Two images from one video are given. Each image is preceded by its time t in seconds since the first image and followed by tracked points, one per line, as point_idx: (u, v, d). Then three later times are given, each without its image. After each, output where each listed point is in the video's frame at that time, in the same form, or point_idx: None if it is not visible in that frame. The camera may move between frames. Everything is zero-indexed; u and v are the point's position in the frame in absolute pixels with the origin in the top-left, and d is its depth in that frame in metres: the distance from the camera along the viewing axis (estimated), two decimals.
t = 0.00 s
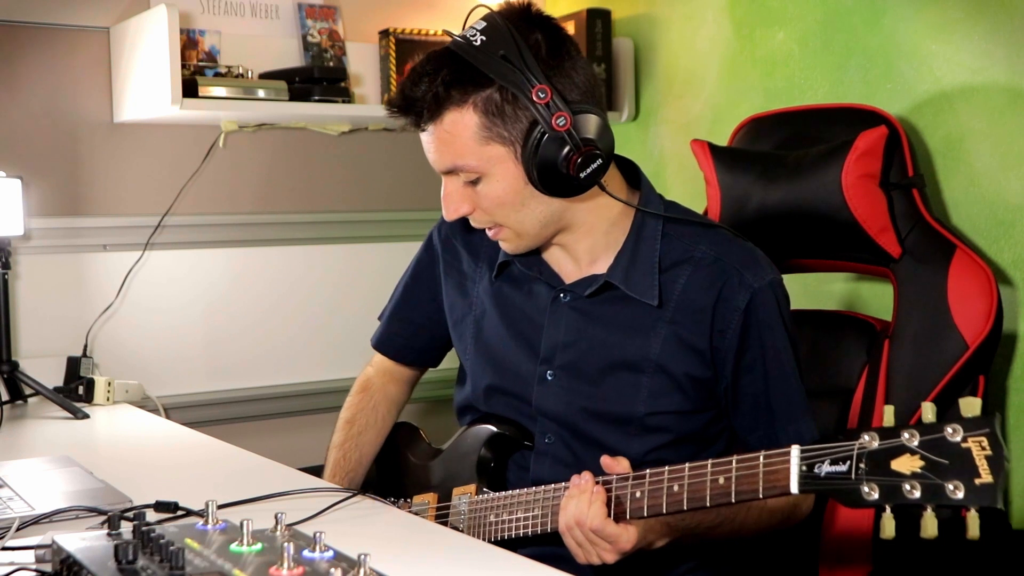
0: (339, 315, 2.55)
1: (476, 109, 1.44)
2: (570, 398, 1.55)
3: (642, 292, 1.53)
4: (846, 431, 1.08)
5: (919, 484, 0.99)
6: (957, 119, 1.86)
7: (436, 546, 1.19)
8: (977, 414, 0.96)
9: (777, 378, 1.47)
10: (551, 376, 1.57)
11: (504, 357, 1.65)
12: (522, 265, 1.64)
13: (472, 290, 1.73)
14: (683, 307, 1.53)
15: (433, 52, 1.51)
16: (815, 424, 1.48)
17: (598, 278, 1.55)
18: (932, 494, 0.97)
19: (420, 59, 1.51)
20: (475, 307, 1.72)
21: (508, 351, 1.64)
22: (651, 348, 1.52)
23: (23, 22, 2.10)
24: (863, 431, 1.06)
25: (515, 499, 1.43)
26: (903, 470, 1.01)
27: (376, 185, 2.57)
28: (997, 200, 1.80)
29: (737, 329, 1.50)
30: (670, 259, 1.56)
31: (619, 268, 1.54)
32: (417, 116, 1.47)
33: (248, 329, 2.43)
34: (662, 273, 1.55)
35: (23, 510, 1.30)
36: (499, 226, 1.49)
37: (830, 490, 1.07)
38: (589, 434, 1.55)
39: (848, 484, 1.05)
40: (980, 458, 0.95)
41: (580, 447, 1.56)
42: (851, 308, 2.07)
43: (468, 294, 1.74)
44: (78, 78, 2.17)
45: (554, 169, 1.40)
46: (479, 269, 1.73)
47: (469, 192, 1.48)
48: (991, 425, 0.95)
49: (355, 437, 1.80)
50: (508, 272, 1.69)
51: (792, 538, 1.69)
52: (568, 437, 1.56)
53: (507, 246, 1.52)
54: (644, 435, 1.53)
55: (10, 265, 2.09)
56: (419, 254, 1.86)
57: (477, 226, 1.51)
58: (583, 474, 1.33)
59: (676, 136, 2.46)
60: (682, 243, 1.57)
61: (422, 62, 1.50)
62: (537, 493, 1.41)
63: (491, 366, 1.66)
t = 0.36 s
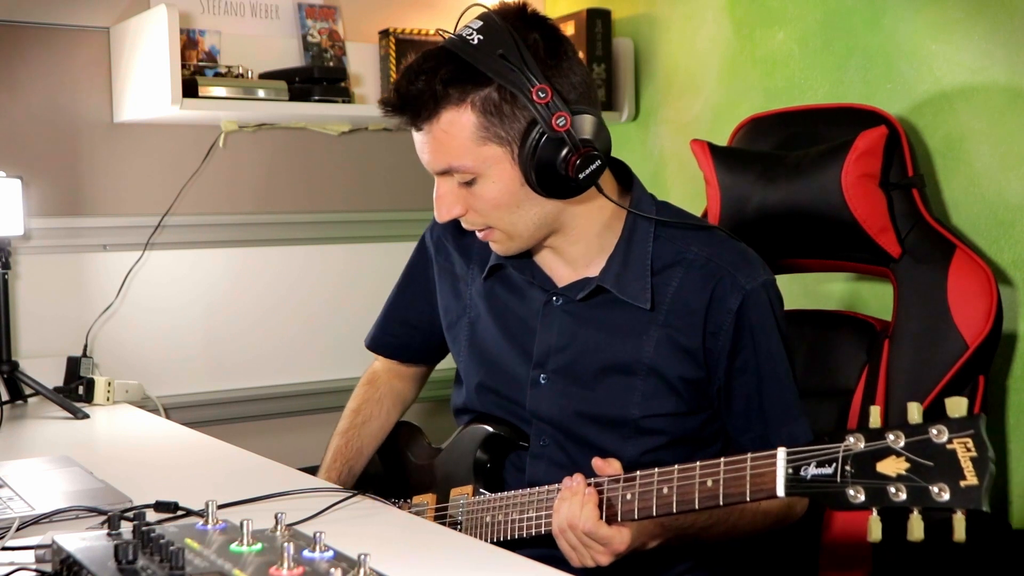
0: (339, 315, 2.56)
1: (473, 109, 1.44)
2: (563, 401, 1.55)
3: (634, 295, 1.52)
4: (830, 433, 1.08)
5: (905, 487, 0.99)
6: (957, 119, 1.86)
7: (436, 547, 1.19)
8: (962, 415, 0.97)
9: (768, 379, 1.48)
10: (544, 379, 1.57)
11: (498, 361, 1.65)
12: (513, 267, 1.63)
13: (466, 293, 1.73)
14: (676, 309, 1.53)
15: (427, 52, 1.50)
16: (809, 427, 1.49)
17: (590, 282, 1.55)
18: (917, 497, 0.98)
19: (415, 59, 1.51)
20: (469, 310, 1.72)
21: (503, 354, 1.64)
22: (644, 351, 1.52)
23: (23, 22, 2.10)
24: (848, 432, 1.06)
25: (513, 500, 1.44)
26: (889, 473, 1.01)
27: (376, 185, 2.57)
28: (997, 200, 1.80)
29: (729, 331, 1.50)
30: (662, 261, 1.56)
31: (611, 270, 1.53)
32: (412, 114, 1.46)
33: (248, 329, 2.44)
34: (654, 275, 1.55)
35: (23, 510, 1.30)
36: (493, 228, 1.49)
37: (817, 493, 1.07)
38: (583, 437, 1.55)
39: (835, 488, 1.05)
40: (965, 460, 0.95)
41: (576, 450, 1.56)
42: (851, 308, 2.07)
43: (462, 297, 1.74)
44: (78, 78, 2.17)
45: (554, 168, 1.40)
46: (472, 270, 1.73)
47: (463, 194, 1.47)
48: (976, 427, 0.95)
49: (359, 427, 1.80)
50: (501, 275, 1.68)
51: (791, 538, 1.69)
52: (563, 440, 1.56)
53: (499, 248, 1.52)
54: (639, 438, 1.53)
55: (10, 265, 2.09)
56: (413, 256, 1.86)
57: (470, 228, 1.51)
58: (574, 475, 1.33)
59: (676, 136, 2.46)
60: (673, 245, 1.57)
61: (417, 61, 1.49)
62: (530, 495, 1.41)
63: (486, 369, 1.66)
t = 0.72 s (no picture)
0: (340, 315, 2.56)
1: (520, 70, 1.43)
2: (559, 406, 1.55)
3: (626, 296, 1.52)
4: (821, 431, 1.08)
5: (896, 484, 0.99)
6: (957, 119, 1.86)
7: (435, 547, 1.19)
8: (954, 411, 0.98)
9: (762, 378, 1.48)
10: (539, 385, 1.56)
11: (491, 366, 1.64)
12: (508, 271, 1.62)
13: (458, 298, 1.73)
14: (670, 309, 1.53)
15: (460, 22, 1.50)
16: (809, 424, 1.49)
17: (583, 284, 1.55)
18: (908, 494, 0.98)
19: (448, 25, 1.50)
20: (461, 316, 1.71)
21: (496, 360, 1.64)
22: (639, 352, 1.52)
23: (24, 22, 2.10)
24: (838, 430, 1.06)
25: (508, 500, 1.44)
26: (880, 470, 1.01)
27: (377, 184, 2.57)
28: (997, 200, 1.80)
29: (722, 330, 1.50)
30: (653, 262, 1.56)
31: (604, 271, 1.53)
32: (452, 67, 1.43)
33: (248, 330, 2.43)
34: (647, 276, 1.55)
35: (23, 510, 1.30)
36: (503, 207, 1.45)
37: (808, 492, 1.08)
38: (580, 440, 1.54)
39: (825, 485, 1.06)
40: (955, 456, 0.97)
41: (573, 452, 1.55)
42: (852, 308, 2.07)
43: (454, 303, 1.73)
44: (77, 78, 2.17)
45: (590, 145, 1.43)
46: (463, 275, 1.73)
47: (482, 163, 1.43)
48: (966, 423, 0.96)
49: (360, 434, 1.81)
50: (493, 280, 1.67)
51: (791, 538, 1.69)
52: (561, 443, 1.56)
53: (494, 235, 1.47)
54: (637, 439, 1.53)
55: (10, 265, 2.09)
56: (404, 261, 1.85)
57: (470, 202, 1.45)
58: (568, 475, 1.32)
59: (676, 136, 2.46)
60: (665, 244, 1.57)
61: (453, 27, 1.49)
62: (527, 494, 1.41)
63: (479, 375, 1.65)
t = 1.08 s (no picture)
0: (340, 314, 2.56)
1: (587, 40, 1.47)
2: (555, 406, 1.55)
3: (620, 294, 1.52)
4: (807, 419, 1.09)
5: (882, 470, 1.01)
6: (957, 119, 1.86)
7: (435, 548, 1.19)
8: (937, 394, 0.98)
9: (756, 374, 1.48)
10: (534, 386, 1.56)
11: (487, 367, 1.64)
12: (504, 270, 1.61)
13: (451, 299, 1.72)
14: (663, 308, 1.53)
15: None
16: (799, 416, 1.50)
17: (576, 283, 1.54)
18: (895, 481, 1.00)
19: None
20: (456, 318, 1.71)
21: (491, 361, 1.63)
22: (633, 352, 1.52)
23: (23, 22, 2.10)
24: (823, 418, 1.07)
25: (503, 496, 1.44)
26: (866, 457, 1.02)
27: (377, 184, 2.57)
28: (997, 200, 1.80)
29: (716, 327, 1.50)
30: (646, 260, 1.56)
31: (596, 270, 1.53)
32: (518, 30, 1.45)
33: (248, 330, 2.43)
34: (640, 275, 1.55)
35: (23, 510, 1.30)
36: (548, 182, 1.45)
37: (796, 480, 1.08)
38: (577, 440, 1.55)
39: (812, 473, 1.07)
40: (941, 442, 0.98)
41: (569, 453, 1.55)
42: (851, 309, 2.07)
43: (448, 303, 1.72)
44: (78, 78, 2.17)
45: (640, 126, 1.48)
46: (457, 277, 1.72)
47: (536, 133, 1.44)
48: (950, 408, 0.97)
49: (355, 437, 1.81)
50: (487, 280, 1.66)
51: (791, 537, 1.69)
52: (557, 443, 1.56)
53: (532, 213, 1.46)
54: (633, 439, 1.53)
55: (11, 265, 2.09)
56: (394, 263, 1.84)
57: (515, 176, 1.44)
58: (561, 471, 1.33)
59: (676, 136, 2.46)
60: (658, 242, 1.57)
61: None
62: (520, 491, 1.41)
63: (474, 377, 1.65)
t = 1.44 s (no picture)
0: (340, 314, 2.56)
1: (610, 30, 1.51)
2: (559, 406, 1.55)
3: (625, 292, 1.52)
4: (823, 425, 1.08)
5: (899, 477, 0.99)
6: (957, 119, 1.86)
7: (435, 548, 1.19)
8: (953, 401, 0.95)
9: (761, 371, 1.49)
10: (539, 386, 1.56)
11: (490, 368, 1.64)
12: (511, 268, 1.61)
13: (454, 298, 1.72)
14: (668, 306, 1.53)
15: None
16: (806, 418, 1.50)
17: (580, 282, 1.54)
18: (911, 487, 0.98)
19: None
20: (460, 317, 1.71)
21: (494, 361, 1.63)
22: (638, 351, 1.52)
23: (23, 22, 2.10)
24: (838, 424, 1.06)
25: (510, 498, 1.43)
26: (882, 463, 1.01)
27: (377, 184, 2.57)
28: (997, 201, 1.80)
29: (721, 326, 1.50)
30: (650, 259, 1.56)
31: (601, 269, 1.53)
32: (546, 15, 1.49)
33: (248, 330, 2.43)
34: (645, 274, 1.55)
35: (23, 510, 1.30)
36: (574, 168, 1.46)
37: (811, 485, 1.07)
38: (580, 441, 1.54)
39: (828, 479, 1.06)
40: (958, 448, 0.96)
41: (572, 454, 1.55)
42: (851, 308, 2.07)
43: (452, 302, 1.72)
44: (78, 78, 2.17)
45: (655, 121, 1.51)
46: (459, 276, 1.72)
47: (564, 116, 1.47)
48: (967, 415, 0.95)
49: (355, 438, 1.81)
50: (491, 279, 1.66)
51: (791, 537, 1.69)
52: (561, 444, 1.56)
53: (556, 200, 1.46)
54: (637, 439, 1.53)
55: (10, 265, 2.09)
56: (395, 263, 1.83)
57: (543, 161, 1.45)
58: (568, 473, 1.32)
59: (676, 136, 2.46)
60: (661, 241, 1.57)
61: None
62: (528, 493, 1.41)
63: (478, 377, 1.65)
